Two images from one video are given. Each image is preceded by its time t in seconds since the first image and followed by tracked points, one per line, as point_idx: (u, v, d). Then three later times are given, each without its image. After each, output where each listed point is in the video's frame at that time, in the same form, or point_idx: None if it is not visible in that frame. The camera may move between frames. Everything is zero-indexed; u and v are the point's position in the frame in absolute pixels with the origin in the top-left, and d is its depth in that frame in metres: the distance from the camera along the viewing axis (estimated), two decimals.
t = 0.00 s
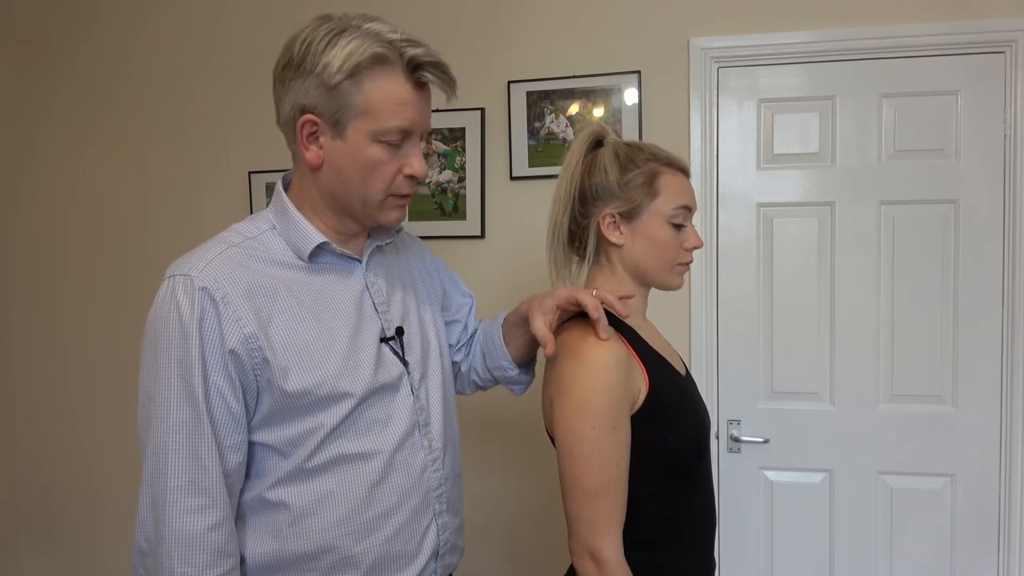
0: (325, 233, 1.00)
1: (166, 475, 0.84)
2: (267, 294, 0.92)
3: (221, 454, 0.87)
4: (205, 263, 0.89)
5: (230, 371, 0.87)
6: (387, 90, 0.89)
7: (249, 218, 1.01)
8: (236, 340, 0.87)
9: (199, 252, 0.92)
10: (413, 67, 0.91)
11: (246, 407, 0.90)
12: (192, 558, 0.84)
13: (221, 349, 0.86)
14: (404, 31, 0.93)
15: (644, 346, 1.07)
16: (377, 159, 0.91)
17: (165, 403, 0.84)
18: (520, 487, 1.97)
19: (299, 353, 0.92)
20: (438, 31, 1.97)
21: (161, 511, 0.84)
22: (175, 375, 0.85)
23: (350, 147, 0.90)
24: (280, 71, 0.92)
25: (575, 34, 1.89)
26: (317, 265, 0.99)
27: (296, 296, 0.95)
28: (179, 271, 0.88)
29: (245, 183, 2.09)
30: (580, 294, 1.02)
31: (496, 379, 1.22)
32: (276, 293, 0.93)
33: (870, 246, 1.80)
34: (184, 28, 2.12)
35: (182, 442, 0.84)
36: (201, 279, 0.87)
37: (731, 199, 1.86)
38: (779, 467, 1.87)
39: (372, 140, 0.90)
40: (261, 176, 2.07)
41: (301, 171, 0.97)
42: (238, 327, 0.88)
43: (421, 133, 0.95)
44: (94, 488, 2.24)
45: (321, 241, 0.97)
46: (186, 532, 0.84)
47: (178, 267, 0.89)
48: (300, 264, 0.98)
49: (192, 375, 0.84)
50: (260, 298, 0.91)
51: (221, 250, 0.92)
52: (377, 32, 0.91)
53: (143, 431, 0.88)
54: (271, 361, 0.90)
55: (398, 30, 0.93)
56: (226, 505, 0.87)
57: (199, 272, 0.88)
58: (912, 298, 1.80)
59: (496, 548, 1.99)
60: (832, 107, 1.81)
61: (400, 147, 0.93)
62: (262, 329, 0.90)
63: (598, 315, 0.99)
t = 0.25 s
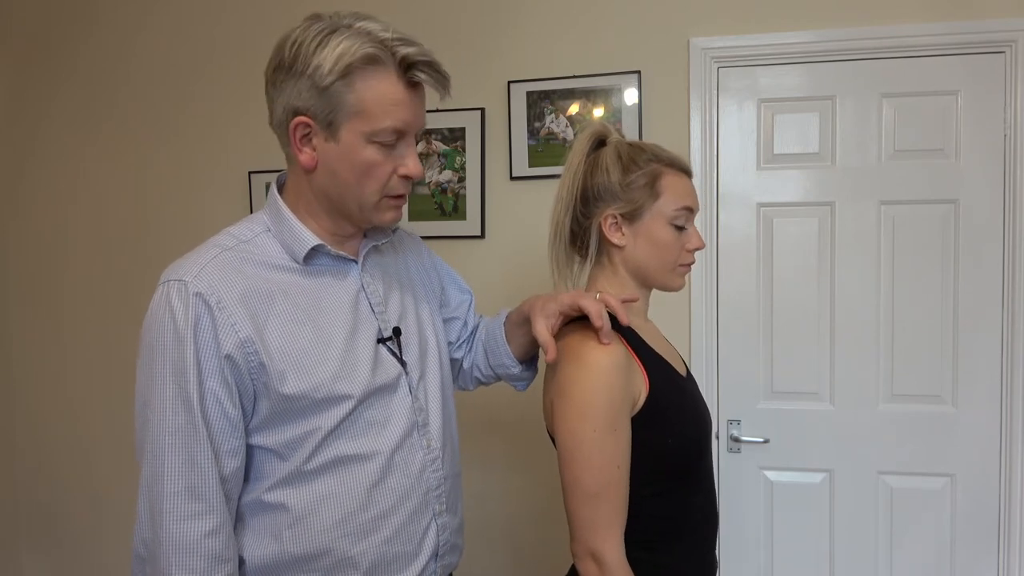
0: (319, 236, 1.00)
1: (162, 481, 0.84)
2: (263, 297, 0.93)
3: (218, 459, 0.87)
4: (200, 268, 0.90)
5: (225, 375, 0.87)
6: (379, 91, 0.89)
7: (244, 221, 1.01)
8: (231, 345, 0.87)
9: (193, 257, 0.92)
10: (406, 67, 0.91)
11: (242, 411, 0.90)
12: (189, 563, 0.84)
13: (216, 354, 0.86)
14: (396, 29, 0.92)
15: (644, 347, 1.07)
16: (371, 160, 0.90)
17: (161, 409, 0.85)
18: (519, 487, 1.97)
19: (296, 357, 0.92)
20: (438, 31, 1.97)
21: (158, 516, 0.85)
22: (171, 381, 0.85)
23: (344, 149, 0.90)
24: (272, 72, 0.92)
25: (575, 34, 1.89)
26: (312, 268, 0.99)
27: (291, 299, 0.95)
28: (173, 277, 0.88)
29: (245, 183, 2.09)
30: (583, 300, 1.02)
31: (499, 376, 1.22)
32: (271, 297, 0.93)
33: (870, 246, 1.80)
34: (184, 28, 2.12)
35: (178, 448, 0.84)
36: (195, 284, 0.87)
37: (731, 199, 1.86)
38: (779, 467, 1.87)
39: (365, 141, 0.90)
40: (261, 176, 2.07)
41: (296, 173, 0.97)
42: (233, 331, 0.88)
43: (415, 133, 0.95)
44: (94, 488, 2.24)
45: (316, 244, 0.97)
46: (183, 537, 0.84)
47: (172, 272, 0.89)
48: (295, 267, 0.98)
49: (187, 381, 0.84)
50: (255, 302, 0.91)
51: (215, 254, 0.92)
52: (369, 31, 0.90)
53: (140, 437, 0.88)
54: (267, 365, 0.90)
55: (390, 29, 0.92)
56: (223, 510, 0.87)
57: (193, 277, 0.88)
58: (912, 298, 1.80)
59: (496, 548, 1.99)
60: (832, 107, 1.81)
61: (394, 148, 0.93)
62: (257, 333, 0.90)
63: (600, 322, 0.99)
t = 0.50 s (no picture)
0: (313, 237, 1.00)
1: (159, 487, 0.85)
2: (258, 301, 0.92)
3: (214, 464, 0.87)
4: (194, 273, 0.89)
5: (220, 380, 0.87)
6: (366, 90, 0.88)
7: (238, 223, 1.01)
8: (226, 350, 0.87)
9: (187, 261, 0.92)
10: (393, 64, 0.90)
11: (239, 415, 0.90)
12: (186, 569, 0.85)
13: (211, 359, 0.87)
14: (383, 26, 0.91)
15: (646, 346, 1.07)
16: (361, 161, 0.90)
17: (157, 415, 0.85)
18: (519, 487, 1.97)
19: (291, 361, 0.92)
20: (438, 31, 1.97)
21: (154, 522, 0.85)
22: (165, 387, 0.85)
23: (334, 150, 0.90)
24: (260, 75, 0.92)
25: (575, 34, 1.89)
26: (307, 270, 0.99)
27: (286, 303, 0.95)
28: (167, 282, 0.89)
29: (245, 183, 2.09)
30: (585, 299, 1.02)
31: (497, 374, 1.22)
32: (266, 300, 0.93)
33: (870, 246, 1.80)
34: (184, 28, 2.12)
35: (173, 454, 0.84)
36: (189, 289, 0.87)
37: (731, 199, 1.86)
38: (779, 467, 1.87)
39: (354, 142, 0.90)
40: (261, 176, 2.07)
41: (288, 176, 0.97)
42: (228, 336, 0.88)
43: (406, 132, 0.94)
44: (94, 488, 2.24)
45: (310, 246, 0.97)
46: (179, 543, 0.84)
47: (166, 277, 0.90)
48: (290, 269, 0.98)
49: (182, 386, 0.84)
50: (250, 306, 0.91)
51: (209, 258, 0.92)
52: (356, 29, 0.90)
53: (137, 442, 0.89)
54: (262, 369, 0.90)
55: (377, 26, 0.91)
56: (219, 516, 0.87)
57: (187, 282, 0.88)
58: (912, 298, 1.80)
59: (496, 548, 1.99)
60: (832, 107, 1.81)
61: (385, 147, 0.92)
62: (252, 337, 0.90)
63: (603, 321, 0.98)
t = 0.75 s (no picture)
0: (312, 237, 0.99)
1: (155, 488, 0.85)
2: (255, 300, 0.92)
3: (210, 465, 0.88)
4: (191, 273, 0.90)
5: (216, 380, 0.87)
6: (358, 97, 0.88)
7: (234, 222, 1.01)
8: (223, 350, 0.87)
9: (184, 261, 0.92)
10: (386, 70, 0.89)
11: (235, 415, 0.90)
12: (183, 569, 0.85)
13: (207, 359, 0.87)
14: (376, 30, 0.90)
15: (645, 344, 1.07)
16: (355, 168, 0.90)
17: (153, 416, 0.85)
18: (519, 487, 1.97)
19: (288, 361, 0.92)
20: (438, 31, 1.97)
21: (151, 523, 0.85)
22: (161, 388, 0.85)
23: (327, 157, 0.90)
24: (252, 82, 0.92)
25: (575, 34, 1.89)
26: (304, 268, 0.99)
27: (283, 302, 0.95)
28: (163, 282, 0.89)
29: (245, 183, 2.09)
30: (582, 294, 1.02)
31: (499, 365, 1.22)
32: (262, 299, 0.93)
33: (870, 246, 1.80)
34: (184, 28, 2.12)
35: (169, 455, 0.85)
36: (185, 289, 0.88)
37: (731, 199, 1.86)
38: (779, 467, 1.87)
39: (348, 148, 0.89)
40: (261, 176, 2.07)
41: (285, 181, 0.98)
42: (224, 336, 0.88)
43: (401, 137, 0.94)
44: (94, 488, 2.24)
45: (308, 243, 0.97)
46: (176, 544, 0.85)
47: (162, 278, 0.90)
48: (287, 267, 0.98)
49: (177, 387, 0.85)
50: (246, 306, 0.91)
51: (205, 258, 0.92)
52: (347, 34, 0.89)
53: (134, 442, 0.89)
54: (259, 369, 0.90)
55: (370, 30, 0.90)
56: (216, 516, 0.87)
57: (183, 282, 0.88)
58: (912, 298, 1.80)
59: (496, 548, 1.99)
60: (832, 107, 1.81)
61: (380, 153, 0.92)
62: (249, 336, 0.90)
63: (599, 317, 0.98)
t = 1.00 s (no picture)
0: (318, 240, 1.00)
1: (158, 487, 0.85)
2: (260, 301, 0.92)
3: (213, 464, 0.87)
4: (196, 272, 0.89)
5: (221, 381, 0.87)
6: (362, 107, 0.87)
7: (240, 222, 1.01)
8: (228, 350, 0.87)
9: (189, 260, 0.92)
10: (391, 79, 0.88)
11: (239, 415, 0.90)
12: (184, 568, 0.85)
13: (212, 359, 0.87)
14: (383, 37, 0.89)
15: (644, 344, 1.07)
16: (359, 177, 0.90)
17: (157, 415, 0.85)
18: (519, 487, 1.97)
19: (292, 362, 0.92)
20: (438, 31, 1.97)
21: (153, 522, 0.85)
22: (166, 388, 0.85)
23: (331, 165, 0.90)
24: (256, 85, 0.91)
25: (575, 34, 1.89)
26: (309, 270, 0.99)
27: (288, 303, 0.95)
28: (169, 281, 0.89)
29: (245, 183, 2.09)
30: (580, 300, 1.02)
31: (492, 371, 1.22)
32: (268, 300, 0.93)
33: (870, 246, 1.80)
34: (184, 28, 2.12)
35: (172, 454, 0.84)
36: (191, 289, 0.87)
37: (731, 198, 1.86)
38: (779, 467, 1.87)
39: (351, 157, 0.89)
40: (261, 176, 2.07)
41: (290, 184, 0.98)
42: (230, 336, 0.88)
43: (405, 145, 0.93)
44: (94, 488, 2.24)
45: (313, 246, 0.97)
46: (178, 543, 0.84)
47: (168, 276, 0.89)
48: (292, 268, 0.98)
49: (183, 387, 0.84)
50: (251, 306, 0.91)
51: (211, 257, 0.92)
52: (353, 41, 0.88)
53: (136, 440, 0.89)
54: (263, 370, 0.90)
55: (376, 37, 0.89)
56: (218, 516, 0.87)
57: (189, 281, 0.88)
58: (912, 298, 1.80)
59: (496, 548, 1.99)
60: (832, 107, 1.81)
61: (383, 161, 0.92)
62: (254, 337, 0.90)
63: (599, 322, 0.99)
